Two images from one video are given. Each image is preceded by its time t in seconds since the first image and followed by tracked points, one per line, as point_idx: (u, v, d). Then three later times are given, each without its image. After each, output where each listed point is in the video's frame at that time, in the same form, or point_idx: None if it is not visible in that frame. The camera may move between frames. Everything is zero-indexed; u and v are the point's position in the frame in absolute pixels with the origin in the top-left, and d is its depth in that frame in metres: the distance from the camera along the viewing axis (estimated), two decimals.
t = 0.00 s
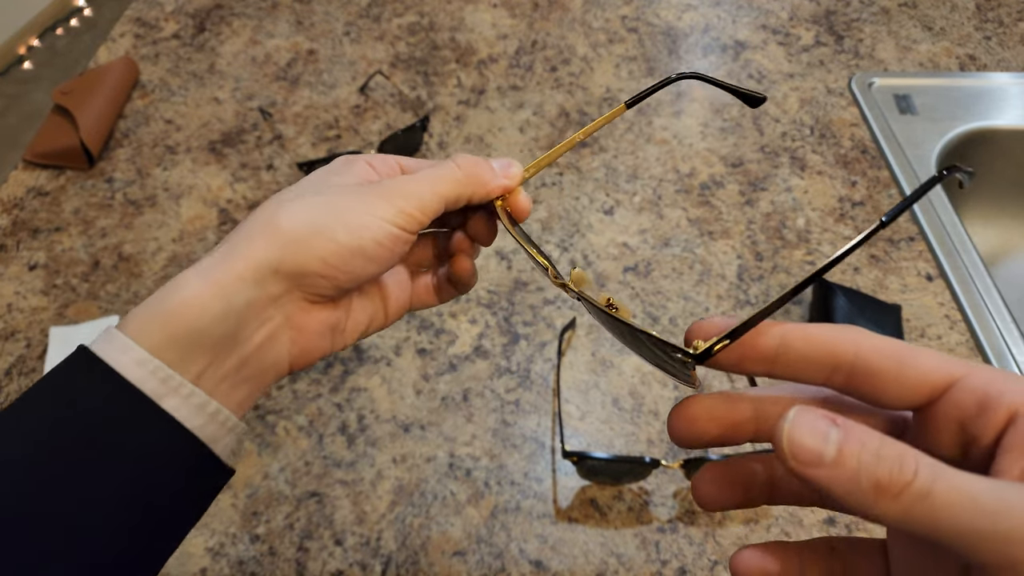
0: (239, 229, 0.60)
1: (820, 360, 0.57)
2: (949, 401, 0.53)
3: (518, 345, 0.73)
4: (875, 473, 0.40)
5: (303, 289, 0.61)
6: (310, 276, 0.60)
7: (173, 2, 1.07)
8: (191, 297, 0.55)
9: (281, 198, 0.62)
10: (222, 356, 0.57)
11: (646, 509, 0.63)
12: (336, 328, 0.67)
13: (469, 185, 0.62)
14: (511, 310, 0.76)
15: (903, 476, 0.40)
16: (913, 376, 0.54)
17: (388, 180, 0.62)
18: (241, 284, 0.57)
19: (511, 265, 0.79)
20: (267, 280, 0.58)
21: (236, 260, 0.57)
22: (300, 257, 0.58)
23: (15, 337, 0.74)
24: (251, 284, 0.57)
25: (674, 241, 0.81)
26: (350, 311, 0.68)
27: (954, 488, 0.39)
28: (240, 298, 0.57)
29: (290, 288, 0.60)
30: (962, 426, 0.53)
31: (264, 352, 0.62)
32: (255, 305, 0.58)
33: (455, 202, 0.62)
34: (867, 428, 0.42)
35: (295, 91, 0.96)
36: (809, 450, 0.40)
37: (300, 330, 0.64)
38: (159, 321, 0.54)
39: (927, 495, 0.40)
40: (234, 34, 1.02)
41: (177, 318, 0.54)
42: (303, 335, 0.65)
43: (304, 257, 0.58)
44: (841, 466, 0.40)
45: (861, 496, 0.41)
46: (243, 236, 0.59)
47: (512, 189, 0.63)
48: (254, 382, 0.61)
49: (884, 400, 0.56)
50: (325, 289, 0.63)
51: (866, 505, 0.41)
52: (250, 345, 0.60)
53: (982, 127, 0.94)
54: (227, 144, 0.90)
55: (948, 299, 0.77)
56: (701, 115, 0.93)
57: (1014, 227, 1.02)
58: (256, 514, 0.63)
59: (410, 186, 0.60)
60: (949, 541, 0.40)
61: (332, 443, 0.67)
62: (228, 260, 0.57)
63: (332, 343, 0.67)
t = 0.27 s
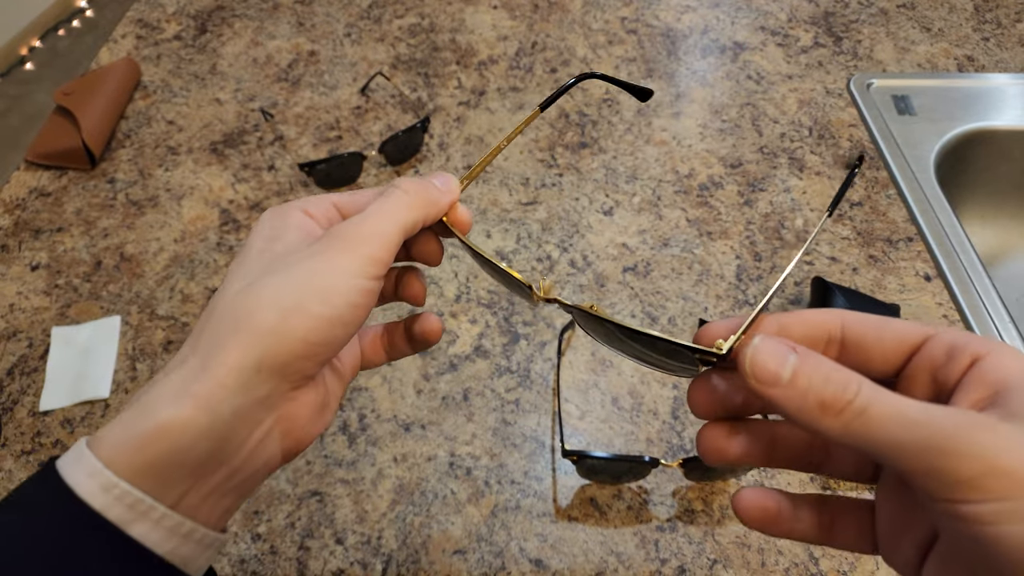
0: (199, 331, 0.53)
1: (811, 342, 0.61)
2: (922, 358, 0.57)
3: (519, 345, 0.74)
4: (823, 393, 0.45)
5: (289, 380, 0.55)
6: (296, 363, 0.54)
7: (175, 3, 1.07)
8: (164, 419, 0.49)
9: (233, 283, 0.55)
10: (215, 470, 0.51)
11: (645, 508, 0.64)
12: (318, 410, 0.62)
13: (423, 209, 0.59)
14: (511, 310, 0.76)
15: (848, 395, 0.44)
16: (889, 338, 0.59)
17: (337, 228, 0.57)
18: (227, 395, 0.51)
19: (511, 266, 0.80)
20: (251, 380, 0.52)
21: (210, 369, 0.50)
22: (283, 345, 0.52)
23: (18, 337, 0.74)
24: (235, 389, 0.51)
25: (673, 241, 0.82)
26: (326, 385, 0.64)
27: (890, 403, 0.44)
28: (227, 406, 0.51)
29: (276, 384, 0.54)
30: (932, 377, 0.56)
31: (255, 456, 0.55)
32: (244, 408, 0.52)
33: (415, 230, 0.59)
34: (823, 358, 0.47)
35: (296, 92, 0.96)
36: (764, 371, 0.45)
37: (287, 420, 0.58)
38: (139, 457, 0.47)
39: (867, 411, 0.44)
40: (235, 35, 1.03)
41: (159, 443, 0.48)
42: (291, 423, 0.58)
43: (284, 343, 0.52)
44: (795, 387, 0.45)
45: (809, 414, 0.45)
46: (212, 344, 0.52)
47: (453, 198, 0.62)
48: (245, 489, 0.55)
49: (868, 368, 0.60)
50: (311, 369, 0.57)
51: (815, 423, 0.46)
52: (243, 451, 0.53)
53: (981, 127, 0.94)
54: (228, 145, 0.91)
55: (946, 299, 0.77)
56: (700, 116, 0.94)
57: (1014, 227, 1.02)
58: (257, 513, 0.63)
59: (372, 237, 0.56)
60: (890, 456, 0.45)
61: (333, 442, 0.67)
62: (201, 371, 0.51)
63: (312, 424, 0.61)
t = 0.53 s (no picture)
0: (117, 411, 0.54)
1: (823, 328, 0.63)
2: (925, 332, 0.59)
3: (519, 345, 0.74)
4: (813, 360, 0.50)
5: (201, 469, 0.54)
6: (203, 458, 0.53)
7: (176, 4, 1.08)
8: (62, 515, 0.50)
9: (165, 359, 0.55)
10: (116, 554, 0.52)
11: (645, 507, 0.64)
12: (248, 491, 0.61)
13: (374, 285, 0.56)
14: (511, 310, 0.76)
15: (835, 361, 0.49)
16: (897, 317, 0.60)
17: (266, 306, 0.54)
18: (129, 491, 0.51)
19: (511, 266, 0.80)
20: (156, 476, 0.52)
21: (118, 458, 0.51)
22: (193, 436, 0.51)
23: (19, 337, 0.75)
24: (142, 480, 0.51)
25: (673, 241, 0.82)
26: (266, 468, 0.62)
27: (874, 367, 0.49)
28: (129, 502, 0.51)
29: (192, 471, 0.54)
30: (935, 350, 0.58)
31: (163, 542, 0.56)
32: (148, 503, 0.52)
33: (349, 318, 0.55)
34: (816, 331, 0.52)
35: (297, 92, 0.97)
36: (761, 341, 0.51)
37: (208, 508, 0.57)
38: (43, 546, 0.49)
39: (851, 374, 0.49)
40: (236, 36, 1.03)
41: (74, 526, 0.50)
42: (213, 516, 0.58)
43: (191, 437, 0.51)
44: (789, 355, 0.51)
45: (802, 380, 0.51)
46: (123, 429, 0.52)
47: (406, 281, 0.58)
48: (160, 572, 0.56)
49: (879, 349, 0.62)
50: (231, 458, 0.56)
51: (809, 388, 0.51)
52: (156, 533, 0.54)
53: (980, 127, 0.94)
54: (229, 146, 0.91)
55: (944, 299, 0.78)
56: (700, 117, 0.94)
57: (1013, 227, 1.02)
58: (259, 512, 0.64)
59: (295, 325, 0.53)
60: (878, 413, 0.49)
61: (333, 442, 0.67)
62: (111, 456, 0.51)
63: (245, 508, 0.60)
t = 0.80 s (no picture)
0: (62, 425, 0.52)
1: (800, 326, 0.61)
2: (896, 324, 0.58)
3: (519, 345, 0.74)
4: (788, 355, 0.51)
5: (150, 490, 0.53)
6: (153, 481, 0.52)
7: (177, 5, 1.08)
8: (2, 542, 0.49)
9: (112, 368, 0.53)
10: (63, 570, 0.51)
11: (644, 506, 0.65)
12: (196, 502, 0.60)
13: (340, 324, 0.54)
14: (511, 310, 0.77)
15: (809, 355, 0.50)
16: (870, 311, 0.59)
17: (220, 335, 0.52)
18: (73, 508, 0.50)
19: (511, 266, 0.80)
20: (103, 497, 0.50)
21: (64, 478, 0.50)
22: (142, 460, 0.50)
23: (20, 336, 0.75)
24: (88, 499, 0.50)
25: (672, 241, 0.82)
26: (206, 485, 0.61)
27: (846, 359, 0.49)
28: (73, 520, 0.50)
29: (138, 491, 0.52)
30: (907, 341, 0.56)
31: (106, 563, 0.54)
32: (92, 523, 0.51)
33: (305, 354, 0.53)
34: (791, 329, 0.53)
35: (297, 93, 0.97)
36: (739, 338, 0.52)
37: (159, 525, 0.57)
38: None
39: (823, 368, 0.49)
40: (237, 37, 1.03)
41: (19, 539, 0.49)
42: (158, 533, 0.57)
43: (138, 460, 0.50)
44: (765, 351, 0.52)
45: (778, 376, 0.52)
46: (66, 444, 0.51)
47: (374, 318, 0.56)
48: None
49: (855, 345, 0.61)
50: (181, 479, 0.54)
51: (784, 383, 0.52)
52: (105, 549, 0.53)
53: (979, 128, 0.95)
54: (230, 146, 0.91)
55: (943, 299, 0.78)
56: (699, 118, 0.94)
57: (1012, 227, 1.03)
58: (259, 512, 0.64)
59: (250, 357, 0.51)
60: (848, 405, 0.49)
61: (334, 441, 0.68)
62: (59, 474, 0.50)
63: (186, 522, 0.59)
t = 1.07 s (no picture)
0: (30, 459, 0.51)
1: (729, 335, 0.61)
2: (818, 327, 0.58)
3: (519, 345, 0.74)
4: (725, 370, 0.50)
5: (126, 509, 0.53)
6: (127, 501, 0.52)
7: (177, 5, 1.08)
8: None
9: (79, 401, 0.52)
10: None
11: (644, 506, 0.65)
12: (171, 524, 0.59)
13: (288, 343, 0.54)
14: (510, 310, 0.77)
15: (745, 369, 0.49)
16: (791, 315, 0.59)
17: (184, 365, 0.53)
18: (52, 536, 0.50)
19: (511, 266, 0.80)
20: (81, 519, 0.50)
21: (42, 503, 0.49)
22: (117, 484, 0.50)
23: (21, 336, 0.75)
24: (67, 524, 0.50)
25: (672, 242, 0.82)
26: (177, 506, 0.59)
27: (786, 372, 0.49)
28: (52, 545, 0.50)
29: (113, 511, 0.52)
30: (831, 342, 0.57)
31: None
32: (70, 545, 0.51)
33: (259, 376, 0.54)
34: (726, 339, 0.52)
35: (297, 93, 0.97)
36: (678, 358, 0.51)
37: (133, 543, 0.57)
38: None
39: (761, 381, 0.49)
40: (237, 37, 1.04)
41: None
42: (134, 549, 0.57)
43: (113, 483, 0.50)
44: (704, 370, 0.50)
45: (715, 390, 0.51)
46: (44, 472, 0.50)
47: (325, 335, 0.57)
48: None
49: (778, 346, 0.62)
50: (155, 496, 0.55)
51: (722, 397, 0.51)
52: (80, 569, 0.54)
53: (979, 128, 0.95)
54: (230, 146, 0.91)
55: (943, 299, 0.78)
56: (699, 118, 0.94)
57: (1011, 227, 1.03)
58: (259, 511, 0.64)
59: (213, 383, 0.51)
60: (783, 416, 0.49)
61: (334, 441, 0.68)
62: (33, 505, 0.49)
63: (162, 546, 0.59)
